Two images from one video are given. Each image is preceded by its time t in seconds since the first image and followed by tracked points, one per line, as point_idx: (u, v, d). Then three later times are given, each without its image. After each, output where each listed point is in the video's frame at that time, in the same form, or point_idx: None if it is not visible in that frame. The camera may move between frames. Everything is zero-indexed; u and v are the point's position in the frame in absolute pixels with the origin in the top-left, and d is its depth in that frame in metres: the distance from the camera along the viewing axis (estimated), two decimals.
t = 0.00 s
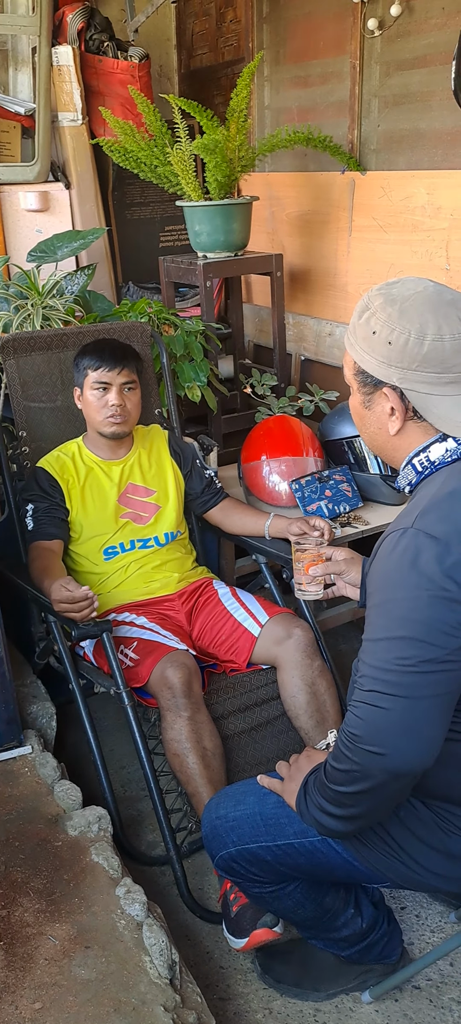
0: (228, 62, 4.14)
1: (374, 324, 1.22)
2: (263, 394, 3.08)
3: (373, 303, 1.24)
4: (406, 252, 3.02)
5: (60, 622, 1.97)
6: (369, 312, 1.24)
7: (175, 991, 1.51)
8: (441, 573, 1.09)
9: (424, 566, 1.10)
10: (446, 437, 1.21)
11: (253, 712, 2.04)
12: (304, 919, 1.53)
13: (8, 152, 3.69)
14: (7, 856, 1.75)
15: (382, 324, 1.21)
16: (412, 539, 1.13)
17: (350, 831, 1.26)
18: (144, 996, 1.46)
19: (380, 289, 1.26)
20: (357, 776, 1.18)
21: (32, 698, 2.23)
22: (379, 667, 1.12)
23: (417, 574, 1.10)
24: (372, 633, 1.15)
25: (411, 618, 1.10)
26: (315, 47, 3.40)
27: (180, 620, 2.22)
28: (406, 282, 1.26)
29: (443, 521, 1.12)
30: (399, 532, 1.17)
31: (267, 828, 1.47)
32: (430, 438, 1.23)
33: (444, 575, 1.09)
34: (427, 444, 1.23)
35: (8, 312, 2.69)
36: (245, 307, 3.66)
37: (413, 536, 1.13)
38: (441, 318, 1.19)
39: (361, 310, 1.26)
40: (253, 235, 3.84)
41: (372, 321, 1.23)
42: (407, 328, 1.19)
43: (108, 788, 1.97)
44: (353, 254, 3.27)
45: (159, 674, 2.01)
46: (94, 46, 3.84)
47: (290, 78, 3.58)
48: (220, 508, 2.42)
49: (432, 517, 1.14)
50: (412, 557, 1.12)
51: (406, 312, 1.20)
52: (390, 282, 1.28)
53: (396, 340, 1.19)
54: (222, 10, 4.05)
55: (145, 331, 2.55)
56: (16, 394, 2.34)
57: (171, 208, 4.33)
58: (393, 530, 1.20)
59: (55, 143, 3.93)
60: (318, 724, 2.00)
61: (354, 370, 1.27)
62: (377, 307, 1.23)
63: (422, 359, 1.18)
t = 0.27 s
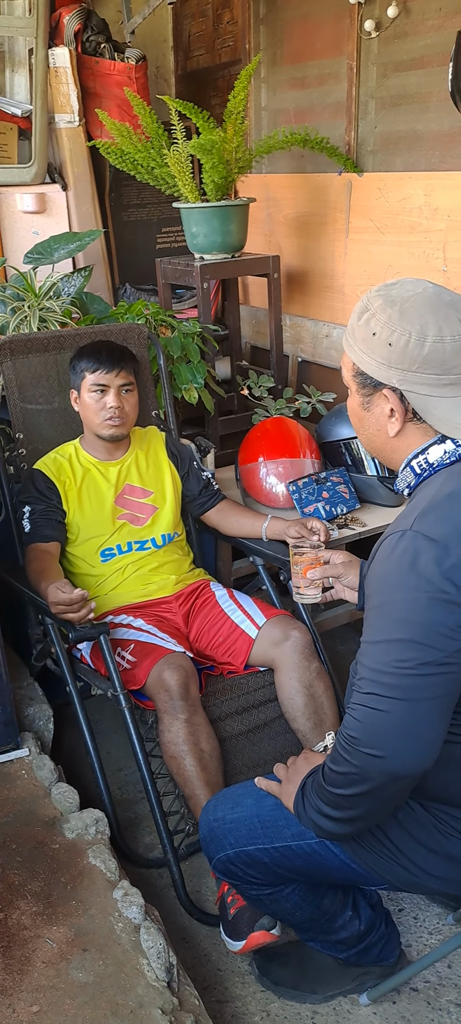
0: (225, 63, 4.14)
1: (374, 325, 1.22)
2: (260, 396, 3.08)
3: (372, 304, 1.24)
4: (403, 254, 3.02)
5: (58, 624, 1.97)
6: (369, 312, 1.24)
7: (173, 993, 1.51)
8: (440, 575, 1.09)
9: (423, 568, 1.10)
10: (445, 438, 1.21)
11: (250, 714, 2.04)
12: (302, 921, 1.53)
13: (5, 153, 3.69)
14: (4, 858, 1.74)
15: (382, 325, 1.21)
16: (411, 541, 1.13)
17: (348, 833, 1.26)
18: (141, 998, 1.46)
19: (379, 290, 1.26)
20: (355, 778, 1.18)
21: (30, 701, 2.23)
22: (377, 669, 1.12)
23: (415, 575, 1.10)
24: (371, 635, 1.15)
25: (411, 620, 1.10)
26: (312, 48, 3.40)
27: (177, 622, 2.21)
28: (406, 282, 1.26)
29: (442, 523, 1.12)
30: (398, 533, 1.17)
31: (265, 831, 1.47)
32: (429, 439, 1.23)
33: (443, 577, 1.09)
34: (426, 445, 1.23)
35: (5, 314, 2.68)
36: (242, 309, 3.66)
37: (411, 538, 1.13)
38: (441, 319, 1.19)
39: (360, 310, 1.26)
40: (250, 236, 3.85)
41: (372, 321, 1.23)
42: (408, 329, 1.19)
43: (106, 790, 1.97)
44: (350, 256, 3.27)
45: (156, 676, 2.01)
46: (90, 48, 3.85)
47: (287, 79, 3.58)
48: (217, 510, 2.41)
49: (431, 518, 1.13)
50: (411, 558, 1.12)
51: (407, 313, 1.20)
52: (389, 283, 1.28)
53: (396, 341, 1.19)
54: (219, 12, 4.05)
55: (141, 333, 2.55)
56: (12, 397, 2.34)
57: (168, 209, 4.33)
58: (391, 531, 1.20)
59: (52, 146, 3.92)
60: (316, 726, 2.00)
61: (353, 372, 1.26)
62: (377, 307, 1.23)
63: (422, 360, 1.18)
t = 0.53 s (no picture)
0: (221, 65, 4.15)
1: (400, 322, 1.21)
2: (257, 397, 3.09)
3: (392, 301, 1.23)
4: (400, 256, 3.03)
5: (55, 626, 1.97)
6: (389, 309, 1.22)
7: (171, 996, 1.51)
8: (441, 579, 1.09)
9: (424, 572, 1.11)
10: (453, 438, 1.22)
11: (248, 716, 2.04)
12: (299, 922, 1.53)
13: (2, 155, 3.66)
14: (2, 861, 1.74)
15: (409, 321, 1.20)
16: (411, 544, 1.13)
17: (346, 835, 1.26)
18: (139, 1001, 1.46)
19: (388, 288, 1.25)
20: (355, 781, 1.18)
21: (27, 703, 2.23)
22: (378, 673, 1.13)
23: (416, 579, 1.11)
24: (371, 639, 1.15)
25: (411, 624, 1.10)
26: (309, 51, 3.40)
27: (174, 624, 2.21)
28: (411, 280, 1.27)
29: (442, 527, 1.13)
30: (398, 537, 1.17)
31: (262, 833, 1.47)
32: (436, 438, 1.24)
33: (444, 582, 1.09)
34: (431, 445, 1.24)
35: (3, 317, 2.68)
36: (239, 311, 3.67)
37: (412, 541, 1.14)
38: None
39: (377, 307, 1.24)
40: (247, 238, 3.85)
41: (396, 318, 1.21)
42: (437, 324, 1.19)
43: (103, 792, 1.97)
44: (347, 258, 3.28)
45: (153, 678, 2.01)
46: (87, 50, 3.85)
47: (284, 82, 3.58)
48: (214, 511, 2.42)
49: (432, 522, 1.14)
50: (412, 562, 1.12)
51: (434, 309, 1.20)
52: (392, 282, 1.28)
53: (429, 335, 1.19)
54: (216, 14, 4.06)
55: (139, 335, 2.55)
56: (10, 399, 2.34)
57: (165, 211, 4.33)
58: (391, 534, 1.20)
59: (49, 149, 3.92)
60: (313, 728, 2.01)
61: (372, 372, 1.24)
62: (399, 304, 1.22)
63: (456, 353, 1.19)
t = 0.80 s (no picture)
0: (220, 66, 4.15)
1: (408, 330, 1.21)
2: (256, 397, 3.09)
3: (396, 309, 1.23)
4: (399, 256, 3.03)
5: (54, 627, 1.97)
6: (393, 317, 1.23)
7: (171, 997, 1.51)
8: (449, 589, 1.10)
9: (432, 582, 1.11)
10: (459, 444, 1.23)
11: (247, 717, 2.04)
12: (299, 923, 1.53)
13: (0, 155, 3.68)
14: (2, 861, 1.74)
15: (417, 329, 1.21)
16: (418, 553, 1.13)
17: (349, 839, 1.26)
18: (139, 1001, 1.46)
19: (387, 298, 1.26)
20: (363, 790, 1.18)
21: (26, 703, 2.23)
22: (386, 682, 1.13)
23: (424, 589, 1.11)
24: (377, 647, 1.15)
25: (420, 634, 1.10)
26: (307, 51, 3.41)
27: (173, 624, 2.22)
28: (405, 288, 1.28)
29: (449, 535, 1.13)
30: (404, 545, 1.17)
31: (262, 834, 1.47)
32: (443, 444, 1.25)
33: (452, 591, 1.10)
34: (439, 451, 1.25)
35: (1, 318, 2.68)
36: (237, 311, 3.67)
37: (419, 550, 1.14)
38: None
39: (380, 315, 1.24)
40: (245, 238, 3.86)
41: (405, 327, 1.22)
42: (446, 330, 1.21)
43: (102, 793, 1.97)
44: (345, 258, 3.28)
45: (152, 678, 2.01)
46: (86, 50, 3.84)
47: (282, 82, 3.58)
48: (213, 512, 2.42)
49: (438, 531, 1.14)
50: (419, 571, 1.12)
51: (439, 314, 1.22)
52: (385, 291, 1.29)
53: (439, 342, 1.20)
54: (214, 15, 4.06)
55: (138, 336, 2.55)
56: (9, 399, 2.34)
57: (164, 211, 4.33)
58: (396, 542, 1.20)
59: (47, 150, 3.95)
60: (312, 728, 2.01)
61: (381, 384, 1.24)
62: (403, 312, 1.23)
63: None
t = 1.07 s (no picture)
0: (220, 66, 4.15)
1: (409, 332, 1.21)
2: (256, 397, 3.10)
3: (395, 311, 1.23)
4: (399, 256, 3.03)
5: (55, 626, 1.96)
6: (393, 319, 1.23)
7: (173, 996, 1.51)
8: (457, 596, 1.10)
9: (439, 589, 1.11)
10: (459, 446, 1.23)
11: (249, 717, 2.04)
12: (301, 923, 1.53)
13: None
14: (3, 861, 1.74)
15: (417, 331, 1.21)
16: (424, 560, 1.13)
17: (353, 842, 1.26)
18: (141, 1001, 1.46)
19: (386, 300, 1.25)
20: (369, 796, 1.18)
21: (27, 703, 2.23)
22: (392, 689, 1.12)
23: (431, 596, 1.11)
24: (383, 654, 1.15)
25: (427, 641, 1.10)
26: (307, 51, 3.41)
27: (174, 624, 2.21)
28: (403, 289, 1.28)
29: (454, 542, 1.13)
30: (409, 551, 1.17)
31: (264, 833, 1.47)
32: (444, 447, 1.25)
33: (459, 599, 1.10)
34: (440, 453, 1.25)
35: (2, 318, 2.68)
36: (237, 311, 3.67)
37: (425, 557, 1.14)
38: None
39: (379, 318, 1.24)
40: (245, 238, 3.86)
41: (405, 329, 1.22)
42: (447, 331, 1.21)
43: (104, 792, 1.97)
44: (346, 258, 3.28)
45: (153, 678, 2.01)
46: (86, 50, 3.85)
47: (282, 82, 3.58)
48: (213, 511, 2.42)
49: (443, 537, 1.14)
50: (425, 578, 1.12)
51: (440, 315, 1.22)
52: (384, 292, 1.28)
53: (440, 344, 1.20)
54: (214, 14, 4.06)
55: (138, 336, 2.55)
56: (9, 399, 2.34)
57: (163, 211, 4.33)
58: (400, 548, 1.20)
59: (47, 150, 3.94)
60: (314, 728, 2.01)
61: (381, 386, 1.23)
62: (403, 314, 1.23)
63: None
